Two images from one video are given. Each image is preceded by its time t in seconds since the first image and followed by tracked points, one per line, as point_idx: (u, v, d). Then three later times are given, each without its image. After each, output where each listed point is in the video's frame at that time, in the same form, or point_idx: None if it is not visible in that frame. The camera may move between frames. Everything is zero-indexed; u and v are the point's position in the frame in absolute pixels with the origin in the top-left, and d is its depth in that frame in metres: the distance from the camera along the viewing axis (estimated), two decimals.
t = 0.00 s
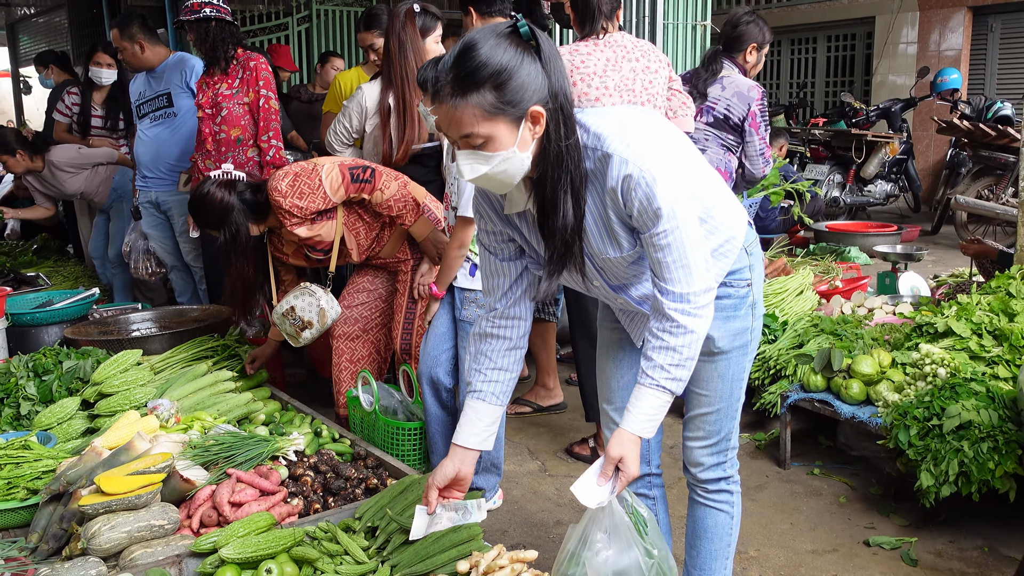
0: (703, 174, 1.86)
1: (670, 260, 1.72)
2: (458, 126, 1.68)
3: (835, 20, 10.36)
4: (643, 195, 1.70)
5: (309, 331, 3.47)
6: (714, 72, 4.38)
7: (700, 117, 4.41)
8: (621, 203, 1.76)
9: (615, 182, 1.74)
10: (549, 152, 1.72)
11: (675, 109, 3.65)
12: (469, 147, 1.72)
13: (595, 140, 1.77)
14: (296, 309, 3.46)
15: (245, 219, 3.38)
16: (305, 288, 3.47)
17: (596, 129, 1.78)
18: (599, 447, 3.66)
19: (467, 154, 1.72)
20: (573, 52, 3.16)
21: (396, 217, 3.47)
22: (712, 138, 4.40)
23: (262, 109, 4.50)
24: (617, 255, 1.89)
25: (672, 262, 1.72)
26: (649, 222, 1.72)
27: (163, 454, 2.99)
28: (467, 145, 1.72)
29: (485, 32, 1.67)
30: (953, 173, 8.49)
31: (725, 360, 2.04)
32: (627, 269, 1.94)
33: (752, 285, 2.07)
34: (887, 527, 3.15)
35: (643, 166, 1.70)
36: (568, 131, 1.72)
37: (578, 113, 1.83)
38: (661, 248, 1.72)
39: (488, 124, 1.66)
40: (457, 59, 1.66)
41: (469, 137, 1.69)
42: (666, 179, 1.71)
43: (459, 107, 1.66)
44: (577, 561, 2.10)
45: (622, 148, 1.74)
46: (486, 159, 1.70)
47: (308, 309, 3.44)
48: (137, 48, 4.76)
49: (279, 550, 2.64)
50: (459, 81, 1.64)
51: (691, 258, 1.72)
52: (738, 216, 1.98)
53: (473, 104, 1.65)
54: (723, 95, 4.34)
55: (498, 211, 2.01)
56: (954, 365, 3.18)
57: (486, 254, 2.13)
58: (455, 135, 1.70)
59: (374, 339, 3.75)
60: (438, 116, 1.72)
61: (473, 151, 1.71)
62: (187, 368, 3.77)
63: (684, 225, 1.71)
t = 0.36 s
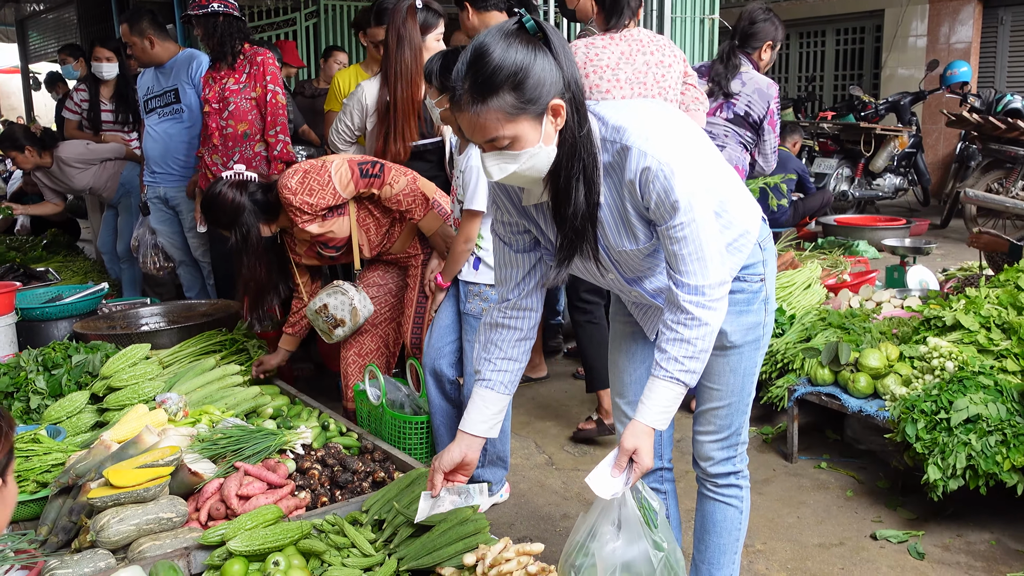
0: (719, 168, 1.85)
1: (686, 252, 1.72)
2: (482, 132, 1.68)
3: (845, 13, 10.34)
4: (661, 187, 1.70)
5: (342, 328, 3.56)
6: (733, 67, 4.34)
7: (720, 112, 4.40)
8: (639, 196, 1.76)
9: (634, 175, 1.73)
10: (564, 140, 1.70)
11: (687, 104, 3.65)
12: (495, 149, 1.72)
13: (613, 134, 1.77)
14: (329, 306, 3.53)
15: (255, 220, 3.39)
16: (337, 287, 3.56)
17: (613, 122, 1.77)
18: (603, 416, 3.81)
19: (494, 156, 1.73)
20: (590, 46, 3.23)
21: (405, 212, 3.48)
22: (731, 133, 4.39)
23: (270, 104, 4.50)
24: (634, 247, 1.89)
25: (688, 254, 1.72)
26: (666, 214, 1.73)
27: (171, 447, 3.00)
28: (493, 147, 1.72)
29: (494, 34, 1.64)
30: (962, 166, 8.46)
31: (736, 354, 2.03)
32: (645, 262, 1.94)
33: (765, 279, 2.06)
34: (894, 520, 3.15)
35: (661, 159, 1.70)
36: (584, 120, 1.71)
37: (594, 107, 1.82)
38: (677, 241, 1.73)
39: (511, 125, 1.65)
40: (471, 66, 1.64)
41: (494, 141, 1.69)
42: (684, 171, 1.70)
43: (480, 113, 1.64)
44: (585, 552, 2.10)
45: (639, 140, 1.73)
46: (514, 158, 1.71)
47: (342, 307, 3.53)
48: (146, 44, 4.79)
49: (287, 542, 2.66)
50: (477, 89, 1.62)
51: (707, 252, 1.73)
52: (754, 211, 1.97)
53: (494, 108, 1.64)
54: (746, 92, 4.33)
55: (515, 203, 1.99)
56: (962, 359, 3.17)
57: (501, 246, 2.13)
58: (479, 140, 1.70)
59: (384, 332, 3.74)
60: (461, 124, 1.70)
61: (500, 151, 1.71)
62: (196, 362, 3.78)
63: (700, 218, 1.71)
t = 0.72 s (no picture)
0: (722, 167, 1.86)
1: (694, 253, 1.72)
2: (483, 130, 1.65)
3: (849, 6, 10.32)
4: (668, 190, 1.69)
5: (337, 334, 3.49)
6: (726, 55, 4.32)
7: (716, 102, 4.39)
8: (646, 199, 1.75)
9: (640, 178, 1.72)
10: (575, 147, 1.69)
11: (675, 95, 3.68)
12: (493, 149, 1.70)
13: (619, 137, 1.76)
14: (324, 312, 3.47)
15: (256, 225, 3.39)
16: (333, 292, 3.49)
17: (619, 126, 1.76)
18: (569, 403, 4.12)
19: (491, 155, 1.71)
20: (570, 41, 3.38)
21: (404, 212, 3.47)
22: (730, 123, 4.39)
23: (272, 97, 4.51)
24: (644, 247, 1.89)
25: (696, 255, 1.72)
26: (673, 216, 1.71)
27: (174, 440, 3.01)
28: (491, 147, 1.70)
29: (511, 33, 1.62)
30: (966, 159, 8.45)
31: (745, 348, 2.03)
32: (654, 261, 1.95)
33: (775, 273, 2.06)
34: (896, 513, 3.15)
35: (667, 163, 1.69)
36: (595, 128, 1.70)
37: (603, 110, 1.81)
38: (686, 242, 1.72)
39: (512, 128, 1.63)
40: (481, 63, 1.62)
41: (493, 140, 1.66)
42: (689, 173, 1.70)
43: (482, 111, 1.63)
44: (588, 544, 2.11)
45: (645, 144, 1.72)
46: (510, 160, 1.68)
47: (337, 313, 3.46)
48: (148, 36, 4.78)
49: (290, 535, 2.67)
50: (483, 86, 1.61)
51: (715, 251, 1.72)
52: (760, 206, 1.97)
53: (496, 107, 1.62)
54: (743, 82, 4.35)
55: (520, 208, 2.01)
56: (964, 352, 3.17)
57: (497, 244, 2.13)
58: (480, 138, 1.68)
59: (386, 326, 3.76)
60: (464, 118, 1.68)
61: (498, 152, 1.69)
62: (199, 356, 3.78)
63: (708, 218, 1.70)
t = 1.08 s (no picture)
0: (713, 182, 1.84)
1: (704, 276, 1.72)
2: (472, 202, 1.64)
3: None
4: (667, 228, 1.69)
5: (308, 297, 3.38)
6: (717, 52, 4.33)
7: (715, 95, 4.36)
8: (645, 237, 1.75)
9: (636, 223, 1.72)
10: (562, 212, 1.68)
11: (645, 85, 3.72)
12: (483, 219, 1.69)
13: (607, 188, 1.74)
14: (297, 276, 3.38)
15: (253, 177, 3.29)
16: (308, 257, 3.40)
17: (604, 178, 1.75)
18: (569, 398, 4.12)
19: (483, 225, 1.71)
20: (539, 41, 3.35)
21: (404, 194, 3.40)
22: (731, 113, 4.38)
23: (273, 91, 4.52)
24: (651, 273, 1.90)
25: (707, 277, 1.72)
26: (677, 249, 1.72)
27: (176, 434, 3.02)
28: (482, 217, 1.69)
29: (496, 104, 1.61)
30: (966, 153, 8.45)
31: (753, 341, 2.04)
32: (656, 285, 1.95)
33: (782, 267, 2.07)
34: (897, 508, 3.15)
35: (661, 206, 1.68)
36: (579, 191, 1.69)
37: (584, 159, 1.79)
38: (694, 268, 1.72)
39: (501, 199, 1.62)
40: (468, 135, 1.61)
41: (484, 212, 1.66)
42: (683, 210, 1.69)
43: (472, 184, 1.62)
44: (589, 540, 2.12)
45: (634, 190, 1.71)
46: (502, 229, 1.68)
47: (310, 277, 3.38)
48: (148, 29, 4.76)
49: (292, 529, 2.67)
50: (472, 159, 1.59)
51: (725, 270, 1.72)
52: (752, 201, 1.99)
53: (487, 180, 1.61)
54: (738, 75, 4.36)
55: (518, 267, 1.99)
56: (965, 346, 3.17)
57: (482, 289, 2.11)
58: (470, 209, 1.67)
59: (385, 318, 3.73)
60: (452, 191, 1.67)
61: (488, 222, 1.68)
62: (200, 350, 3.78)
63: (713, 245, 1.71)
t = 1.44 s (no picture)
0: (710, 174, 1.84)
1: (705, 270, 1.72)
2: (485, 210, 1.62)
3: None
4: (676, 221, 1.69)
5: (335, 251, 3.51)
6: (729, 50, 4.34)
7: (733, 91, 4.36)
8: (652, 231, 1.75)
9: (645, 218, 1.71)
10: (569, 213, 1.68)
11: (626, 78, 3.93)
12: (498, 227, 1.67)
13: (611, 186, 1.73)
14: (333, 228, 3.46)
15: (259, 101, 3.12)
16: (349, 214, 3.46)
17: (608, 176, 1.74)
18: (570, 391, 4.12)
19: (496, 234, 1.68)
20: (528, 36, 3.34)
21: (398, 170, 3.41)
22: (748, 110, 4.38)
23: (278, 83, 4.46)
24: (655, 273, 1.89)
25: (708, 270, 1.72)
26: (682, 242, 1.72)
27: (177, 425, 3.02)
28: (495, 225, 1.67)
29: (497, 109, 1.60)
30: (968, 147, 8.46)
31: (745, 328, 2.04)
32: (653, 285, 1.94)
33: (775, 255, 2.07)
34: (897, 500, 3.16)
35: (669, 200, 1.68)
36: (585, 193, 1.69)
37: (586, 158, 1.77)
38: (696, 261, 1.72)
39: (516, 204, 1.60)
40: (475, 143, 1.58)
41: (499, 219, 1.63)
42: (689, 203, 1.69)
43: (486, 193, 1.58)
44: (588, 533, 2.12)
45: (643, 184, 1.70)
46: (518, 236, 1.66)
47: (347, 237, 3.49)
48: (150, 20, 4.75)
49: (293, 520, 2.69)
50: (483, 166, 1.56)
51: (725, 263, 1.73)
52: (746, 189, 1.98)
53: (500, 186, 1.58)
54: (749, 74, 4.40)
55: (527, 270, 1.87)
56: (966, 339, 3.16)
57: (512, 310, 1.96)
58: (483, 218, 1.64)
59: (376, 313, 3.78)
60: (461, 201, 1.64)
61: (503, 230, 1.66)
62: (201, 341, 3.78)
63: (714, 238, 1.72)
